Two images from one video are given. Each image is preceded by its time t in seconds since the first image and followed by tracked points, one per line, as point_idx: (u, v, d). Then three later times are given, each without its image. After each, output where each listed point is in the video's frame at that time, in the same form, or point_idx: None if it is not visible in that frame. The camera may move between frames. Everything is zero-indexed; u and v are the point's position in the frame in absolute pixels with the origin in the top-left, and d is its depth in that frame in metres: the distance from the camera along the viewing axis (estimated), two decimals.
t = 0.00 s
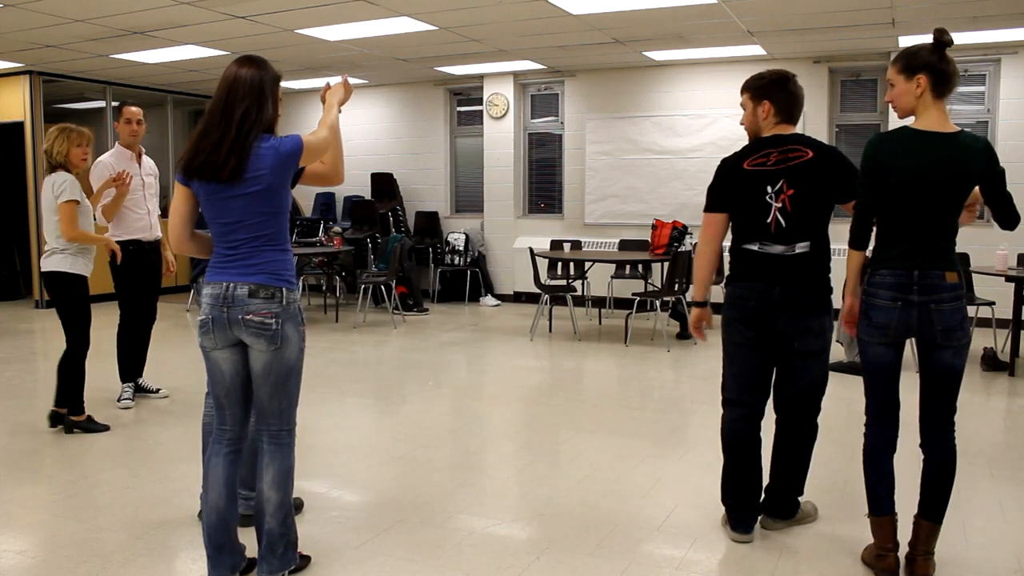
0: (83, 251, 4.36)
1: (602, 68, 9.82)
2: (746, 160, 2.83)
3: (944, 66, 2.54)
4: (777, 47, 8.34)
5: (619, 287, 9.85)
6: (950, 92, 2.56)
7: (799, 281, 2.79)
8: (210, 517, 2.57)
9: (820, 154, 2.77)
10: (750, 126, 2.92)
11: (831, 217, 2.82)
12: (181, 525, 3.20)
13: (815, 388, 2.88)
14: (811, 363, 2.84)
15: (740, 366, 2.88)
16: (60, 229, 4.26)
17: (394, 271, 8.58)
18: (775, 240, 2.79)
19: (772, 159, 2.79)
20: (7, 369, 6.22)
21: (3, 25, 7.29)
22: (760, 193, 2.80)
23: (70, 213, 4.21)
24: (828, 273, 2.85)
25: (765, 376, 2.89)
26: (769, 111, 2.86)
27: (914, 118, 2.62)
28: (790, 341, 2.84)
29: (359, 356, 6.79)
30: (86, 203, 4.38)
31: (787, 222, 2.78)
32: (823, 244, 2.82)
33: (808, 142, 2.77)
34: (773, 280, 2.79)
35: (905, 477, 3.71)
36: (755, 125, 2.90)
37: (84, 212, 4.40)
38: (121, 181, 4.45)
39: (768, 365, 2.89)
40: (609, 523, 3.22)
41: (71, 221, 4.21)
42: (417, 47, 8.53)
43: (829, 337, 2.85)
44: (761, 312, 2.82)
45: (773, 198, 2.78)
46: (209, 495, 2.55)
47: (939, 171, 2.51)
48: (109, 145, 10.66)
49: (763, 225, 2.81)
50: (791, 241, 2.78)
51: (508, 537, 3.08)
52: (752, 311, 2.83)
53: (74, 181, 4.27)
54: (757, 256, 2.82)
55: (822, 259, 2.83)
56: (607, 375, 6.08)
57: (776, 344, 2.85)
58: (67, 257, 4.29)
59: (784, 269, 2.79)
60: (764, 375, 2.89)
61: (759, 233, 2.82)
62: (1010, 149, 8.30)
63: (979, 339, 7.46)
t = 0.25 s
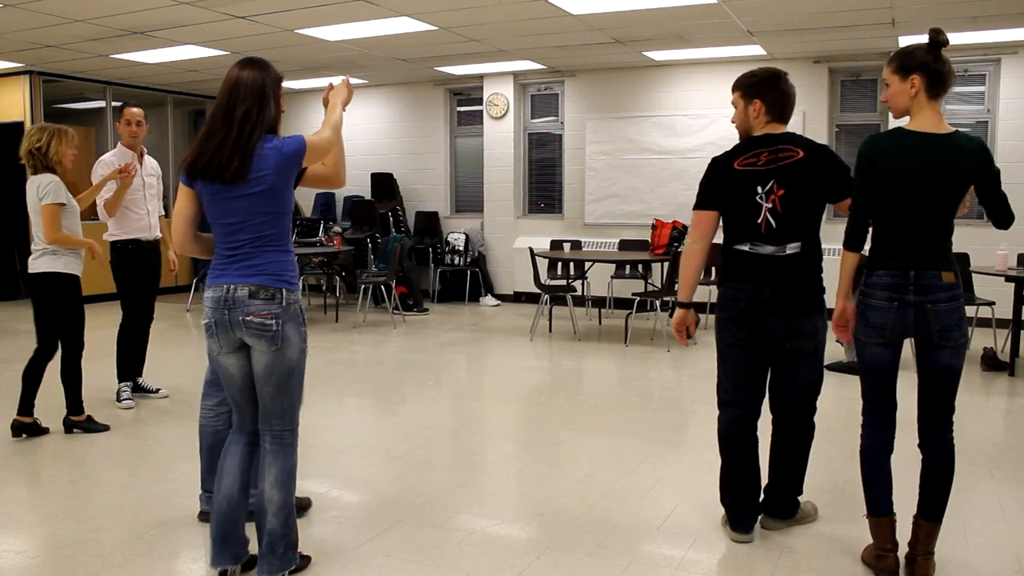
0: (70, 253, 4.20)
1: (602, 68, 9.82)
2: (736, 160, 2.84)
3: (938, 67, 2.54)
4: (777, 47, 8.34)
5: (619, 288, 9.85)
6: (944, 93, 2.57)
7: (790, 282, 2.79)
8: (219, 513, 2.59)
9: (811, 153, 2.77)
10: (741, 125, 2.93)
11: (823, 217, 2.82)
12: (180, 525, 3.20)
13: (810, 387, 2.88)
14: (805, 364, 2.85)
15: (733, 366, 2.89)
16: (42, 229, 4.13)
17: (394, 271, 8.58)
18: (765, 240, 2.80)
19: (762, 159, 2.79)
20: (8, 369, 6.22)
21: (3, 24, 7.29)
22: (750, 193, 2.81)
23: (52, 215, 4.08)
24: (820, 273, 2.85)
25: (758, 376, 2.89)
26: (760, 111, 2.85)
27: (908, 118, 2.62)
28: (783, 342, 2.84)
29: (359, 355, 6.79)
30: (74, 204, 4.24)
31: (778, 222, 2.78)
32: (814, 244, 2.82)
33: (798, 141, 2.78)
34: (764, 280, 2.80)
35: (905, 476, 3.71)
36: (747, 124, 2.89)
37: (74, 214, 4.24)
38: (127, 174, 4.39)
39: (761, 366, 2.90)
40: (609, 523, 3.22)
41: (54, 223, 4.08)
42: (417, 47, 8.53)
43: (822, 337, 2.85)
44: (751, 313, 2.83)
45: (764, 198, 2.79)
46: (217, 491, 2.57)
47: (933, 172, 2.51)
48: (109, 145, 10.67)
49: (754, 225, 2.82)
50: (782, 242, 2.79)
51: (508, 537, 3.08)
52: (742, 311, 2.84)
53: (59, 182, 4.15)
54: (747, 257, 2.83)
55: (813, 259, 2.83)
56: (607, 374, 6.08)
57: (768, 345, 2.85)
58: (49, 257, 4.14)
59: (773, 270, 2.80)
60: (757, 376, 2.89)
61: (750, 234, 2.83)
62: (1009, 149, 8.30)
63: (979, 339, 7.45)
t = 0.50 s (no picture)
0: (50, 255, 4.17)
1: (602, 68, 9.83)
2: (730, 160, 2.84)
3: (932, 67, 2.54)
4: (777, 47, 8.34)
5: (619, 288, 9.85)
6: (938, 92, 2.57)
7: (785, 282, 2.79)
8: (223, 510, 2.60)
9: (805, 153, 2.77)
10: (734, 125, 2.92)
11: (818, 217, 2.82)
12: (181, 525, 3.20)
13: (809, 388, 2.88)
14: (802, 364, 2.84)
15: (730, 367, 2.89)
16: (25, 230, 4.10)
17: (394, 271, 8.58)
18: (760, 241, 2.80)
19: (756, 159, 2.79)
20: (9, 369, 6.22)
21: (3, 25, 7.29)
22: (744, 193, 2.81)
23: (35, 217, 4.06)
24: (815, 272, 2.85)
25: (755, 377, 2.90)
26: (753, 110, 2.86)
27: (903, 118, 2.63)
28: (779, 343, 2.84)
29: (359, 355, 6.79)
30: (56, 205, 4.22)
31: (772, 223, 2.78)
32: (809, 244, 2.82)
33: (792, 141, 2.77)
34: (760, 281, 2.80)
35: (905, 477, 3.71)
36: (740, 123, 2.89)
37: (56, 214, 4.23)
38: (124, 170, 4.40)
39: (756, 366, 2.90)
40: (609, 523, 3.22)
41: (36, 224, 4.05)
42: (417, 47, 8.53)
43: (818, 338, 2.85)
44: (747, 313, 2.84)
45: (758, 199, 2.79)
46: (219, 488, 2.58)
47: (930, 172, 2.51)
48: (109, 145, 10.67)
49: (749, 226, 2.82)
50: (777, 242, 2.79)
51: (508, 537, 3.08)
52: (737, 312, 2.85)
53: (44, 184, 4.14)
54: (743, 258, 2.83)
55: (809, 259, 2.83)
56: (607, 374, 6.08)
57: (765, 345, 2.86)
58: (27, 260, 4.11)
59: (768, 271, 2.79)
60: (753, 376, 2.90)
61: (744, 234, 2.83)
62: (1010, 149, 8.30)
63: (979, 339, 7.45)
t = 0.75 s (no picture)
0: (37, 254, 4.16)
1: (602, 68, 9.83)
2: (724, 161, 2.84)
3: (930, 66, 2.54)
4: (777, 47, 8.34)
5: (619, 287, 9.84)
6: (938, 91, 2.57)
7: (781, 282, 2.79)
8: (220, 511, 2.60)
9: (799, 152, 2.77)
10: (729, 125, 2.92)
11: (814, 216, 2.81)
12: (181, 525, 3.20)
13: (807, 388, 2.88)
14: (800, 364, 2.84)
15: (726, 368, 2.90)
16: (18, 230, 4.09)
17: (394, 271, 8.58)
18: (755, 241, 2.80)
19: (750, 159, 2.79)
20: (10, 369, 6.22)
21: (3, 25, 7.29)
22: (738, 194, 2.82)
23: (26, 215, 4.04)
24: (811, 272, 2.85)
25: (752, 377, 2.90)
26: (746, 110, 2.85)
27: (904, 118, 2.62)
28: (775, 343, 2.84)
29: (359, 356, 6.79)
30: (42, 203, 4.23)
31: (767, 223, 2.78)
32: (805, 244, 2.82)
33: (785, 141, 2.77)
34: (755, 282, 2.81)
35: (905, 477, 3.71)
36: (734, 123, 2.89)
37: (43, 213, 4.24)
38: (115, 174, 4.40)
39: (752, 366, 2.90)
40: (609, 523, 3.22)
41: (30, 224, 4.04)
42: (416, 47, 8.53)
43: (815, 338, 2.84)
44: (742, 314, 2.84)
45: (752, 199, 2.79)
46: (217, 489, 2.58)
47: (930, 172, 2.51)
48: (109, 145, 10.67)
49: (743, 226, 2.82)
50: (772, 242, 2.79)
51: (507, 537, 3.08)
52: (733, 313, 2.85)
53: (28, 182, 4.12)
54: (738, 258, 2.83)
55: (804, 259, 2.82)
56: (607, 374, 6.08)
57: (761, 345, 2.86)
58: (14, 260, 4.10)
59: (763, 271, 2.79)
60: (750, 377, 2.90)
61: (739, 235, 2.84)
62: (1010, 149, 8.30)
63: (979, 339, 7.44)
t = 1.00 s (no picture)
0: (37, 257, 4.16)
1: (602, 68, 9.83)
2: (720, 161, 2.85)
3: (932, 65, 2.54)
4: (777, 47, 8.34)
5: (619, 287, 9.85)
6: (939, 90, 2.56)
7: (777, 283, 2.79)
8: (220, 512, 2.60)
9: (794, 152, 2.77)
10: (726, 125, 2.93)
11: (810, 217, 2.81)
12: (180, 525, 3.20)
13: (805, 388, 2.88)
14: (797, 366, 2.84)
15: (724, 368, 2.90)
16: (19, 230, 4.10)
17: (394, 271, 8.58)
18: (751, 241, 2.80)
19: (746, 160, 2.80)
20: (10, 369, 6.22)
21: (3, 25, 7.29)
22: (734, 194, 2.82)
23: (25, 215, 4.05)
24: (808, 272, 2.84)
25: (749, 377, 2.90)
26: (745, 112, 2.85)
27: (906, 116, 2.63)
28: (771, 344, 2.83)
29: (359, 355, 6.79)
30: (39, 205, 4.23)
31: (762, 223, 2.78)
32: (801, 244, 2.81)
33: (781, 141, 2.77)
34: (750, 282, 2.80)
35: (905, 477, 3.71)
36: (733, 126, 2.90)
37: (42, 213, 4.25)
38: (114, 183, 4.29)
39: (750, 367, 2.90)
40: (610, 523, 3.22)
41: (30, 222, 4.06)
42: (416, 47, 8.53)
43: (812, 337, 2.84)
44: (739, 314, 2.84)
45: (748, 199, 2.79)
46: (218, 489, 2.58)
47: (933, 172, 2.51)
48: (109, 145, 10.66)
49: (739, 226, 2.82)
50: (768, 242, 2.79)
51: (507, 537, 3.08)
52: (730, 313, 2.85)
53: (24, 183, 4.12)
54: (735, 259, 2.83)
55: (801, 259, 2.82)
56: (607, 374, 6.08)
57: (759, 346, 2.85)
58: (13, 261, 4.11)
59: (759, 272, 2.79)
60: (748, 377, 2.90)
61: (735, 235, 2.84)
62: (1010, 149, 8.30)
63: (978, 339, 7.44)
